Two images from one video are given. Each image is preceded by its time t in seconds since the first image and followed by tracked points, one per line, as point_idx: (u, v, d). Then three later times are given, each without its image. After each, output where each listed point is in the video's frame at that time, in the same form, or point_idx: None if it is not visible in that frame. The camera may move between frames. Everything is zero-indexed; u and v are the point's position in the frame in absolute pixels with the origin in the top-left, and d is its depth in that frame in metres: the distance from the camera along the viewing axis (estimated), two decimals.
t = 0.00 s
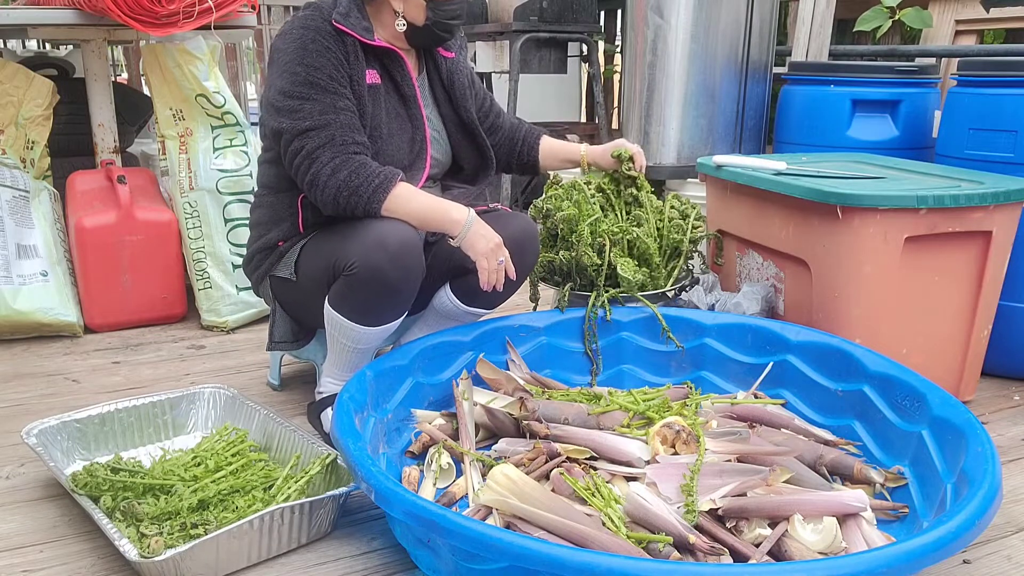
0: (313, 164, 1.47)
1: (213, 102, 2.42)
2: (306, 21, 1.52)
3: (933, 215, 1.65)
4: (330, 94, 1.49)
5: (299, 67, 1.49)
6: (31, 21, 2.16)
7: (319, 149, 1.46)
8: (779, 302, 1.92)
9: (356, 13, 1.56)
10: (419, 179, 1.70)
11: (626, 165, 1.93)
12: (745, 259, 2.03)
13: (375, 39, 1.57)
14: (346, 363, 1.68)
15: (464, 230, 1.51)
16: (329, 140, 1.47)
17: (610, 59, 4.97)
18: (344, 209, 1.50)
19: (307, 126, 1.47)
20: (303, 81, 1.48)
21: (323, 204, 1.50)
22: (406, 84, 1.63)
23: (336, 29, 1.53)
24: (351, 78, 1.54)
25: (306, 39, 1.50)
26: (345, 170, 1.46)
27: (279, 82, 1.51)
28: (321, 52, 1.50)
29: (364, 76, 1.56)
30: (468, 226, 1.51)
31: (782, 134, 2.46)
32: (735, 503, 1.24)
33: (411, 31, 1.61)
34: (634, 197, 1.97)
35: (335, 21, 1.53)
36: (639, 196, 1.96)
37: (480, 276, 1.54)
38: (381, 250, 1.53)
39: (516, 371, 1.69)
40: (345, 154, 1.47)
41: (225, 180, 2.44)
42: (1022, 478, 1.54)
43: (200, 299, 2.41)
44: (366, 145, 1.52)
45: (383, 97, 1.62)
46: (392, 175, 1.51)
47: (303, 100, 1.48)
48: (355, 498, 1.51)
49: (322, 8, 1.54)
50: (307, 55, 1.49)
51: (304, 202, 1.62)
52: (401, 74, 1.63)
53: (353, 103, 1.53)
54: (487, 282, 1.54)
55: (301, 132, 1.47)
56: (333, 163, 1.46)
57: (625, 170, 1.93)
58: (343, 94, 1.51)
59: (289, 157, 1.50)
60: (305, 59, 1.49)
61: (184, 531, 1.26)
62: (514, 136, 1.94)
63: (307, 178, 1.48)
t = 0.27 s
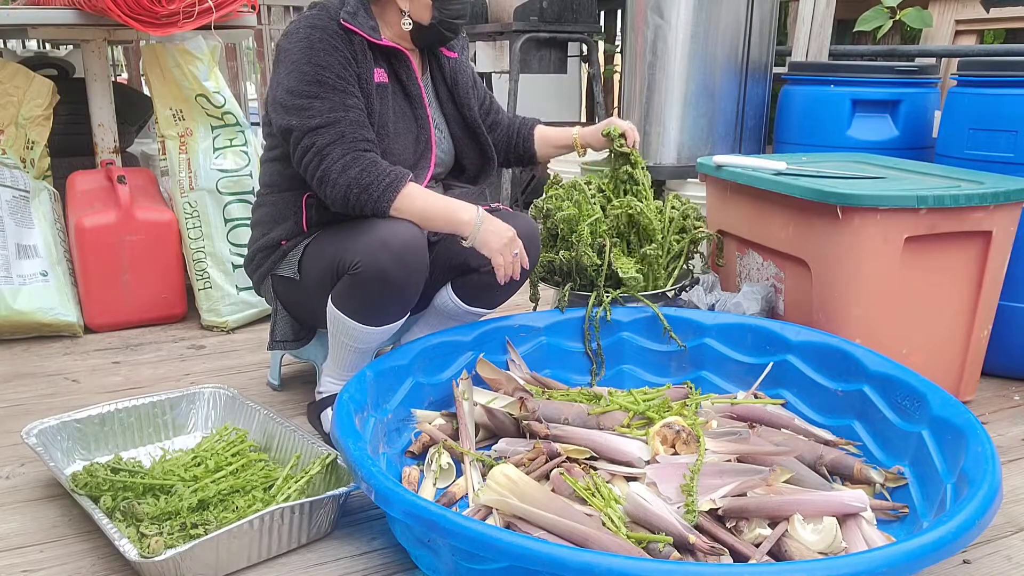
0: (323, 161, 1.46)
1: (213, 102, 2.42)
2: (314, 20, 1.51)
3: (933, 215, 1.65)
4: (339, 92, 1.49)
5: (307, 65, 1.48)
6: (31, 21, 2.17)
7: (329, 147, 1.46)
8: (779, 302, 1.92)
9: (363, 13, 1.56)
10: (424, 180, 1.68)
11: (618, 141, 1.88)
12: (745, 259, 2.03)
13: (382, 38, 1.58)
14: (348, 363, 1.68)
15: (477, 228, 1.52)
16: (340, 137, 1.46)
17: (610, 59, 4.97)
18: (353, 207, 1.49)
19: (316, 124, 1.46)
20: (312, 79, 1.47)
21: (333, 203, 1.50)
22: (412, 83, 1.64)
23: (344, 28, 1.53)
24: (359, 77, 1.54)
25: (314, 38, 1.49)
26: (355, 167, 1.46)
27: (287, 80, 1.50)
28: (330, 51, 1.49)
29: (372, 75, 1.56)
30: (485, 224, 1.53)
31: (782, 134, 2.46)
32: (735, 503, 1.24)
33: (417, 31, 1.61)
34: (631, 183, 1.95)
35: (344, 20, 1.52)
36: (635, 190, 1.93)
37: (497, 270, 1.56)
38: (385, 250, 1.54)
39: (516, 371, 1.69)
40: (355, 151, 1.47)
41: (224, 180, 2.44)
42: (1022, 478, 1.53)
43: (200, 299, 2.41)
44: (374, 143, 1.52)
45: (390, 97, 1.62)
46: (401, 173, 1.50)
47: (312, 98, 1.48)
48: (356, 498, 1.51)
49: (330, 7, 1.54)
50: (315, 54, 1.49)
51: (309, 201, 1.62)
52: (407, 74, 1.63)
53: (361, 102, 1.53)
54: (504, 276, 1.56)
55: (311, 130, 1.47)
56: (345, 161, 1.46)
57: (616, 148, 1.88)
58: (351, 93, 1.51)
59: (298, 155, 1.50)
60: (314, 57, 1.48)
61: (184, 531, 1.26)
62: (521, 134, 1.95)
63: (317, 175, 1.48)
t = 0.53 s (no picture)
0: (430, 144, 1.49)
1: (213, 102, 2.42)
2: (349, 23, 1.49)
3: (933, 215, 1.65)
4: (400, 79, 1.50)
5: (362, 63, 1.47)
6: (31, 21, 2.17)
7: (432, 128, 1.50)
8: (779, 302, 1.92)
9: (388, 12, 1.56)
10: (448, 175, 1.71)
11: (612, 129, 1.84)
12: (745, 259, 2.03)
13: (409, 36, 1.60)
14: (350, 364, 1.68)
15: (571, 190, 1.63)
16: (431, 118, 1.50)
17: (610, 59, 4.97)
18: (466, 181, 1.53)
19: (403, 112, 1.48)
20: (375, 74, 1.47)
21: (443, 184, 1.53)
22: (434, 81, 1.68)
23: (378, 28, 1.52)
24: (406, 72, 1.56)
25: (355, 36, 1.48)
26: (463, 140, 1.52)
27: (337, 84, 1.47)
28: (380, 47, 1.50)
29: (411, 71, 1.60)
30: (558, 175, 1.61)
31: (782, 134, 2.46)
32: (735, 503, 1.24)
33: (423, 27, 1.63)
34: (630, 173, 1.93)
35: (378, 20, 1.52)
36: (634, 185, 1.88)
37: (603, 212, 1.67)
38: (390, 254, 1.56)
39: (516, 371, 1.69)
40: (451, 130, 1.52)
41: (224, 180, 2.44)
42: (1022, 478, 1.54)
43: (200, 299, 2.41)
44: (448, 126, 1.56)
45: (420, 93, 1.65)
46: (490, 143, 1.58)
47: (381, 90, 1.47)
48: (356, 498, 1.51)
49: (356, 9, 1.52)
50: (364, 50, 1.48)
51: (328, 204, 1.60)
52: (430, 72, 1.67)
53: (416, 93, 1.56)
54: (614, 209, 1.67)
55: (400, 118, 1.47)
56: (449, 134, 1.52)
57: (608, 135, 1.84)
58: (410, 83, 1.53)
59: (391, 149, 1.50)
60: (369, 53, 1.48)
61: (184, 531, 1.26)
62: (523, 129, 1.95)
63: (427, 158, 1.50)
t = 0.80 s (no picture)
0: (489, 140, 1.57)
1: (213, 102, 2.42)
2: (399, 26, 1.53)
3: (933, 215, 1.65)
4: (453, 79, 1.56)
5: (421, 65, 1.52)
6: (30, 21, 2.16)
7: (490, 126, 1.57)
8: (779, 302, 1.92)
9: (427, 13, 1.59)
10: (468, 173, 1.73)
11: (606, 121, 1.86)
12: (745, 259, 2.03)
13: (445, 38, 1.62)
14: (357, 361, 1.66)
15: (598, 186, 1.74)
16: (487, 115, 1.58)
17: (610, 59, 4.97)
18: (521, 175, 1.62)
19: (463, 111, 1.54)
20: (432, 74, 1.52)
21: (497, 176, 1.61)
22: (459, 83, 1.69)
23: (426, 32, 1.56)
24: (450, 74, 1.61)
25: (408, 40, 1.52)
26: (516, 136, 1.61)
27: (395, 85, 1.51)
28: (431, 50, 1.55)
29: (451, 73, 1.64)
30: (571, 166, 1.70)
31: (782, 134, 2.46)
32: (735, 503, 1.24)
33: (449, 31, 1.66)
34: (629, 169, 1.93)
35: (425, 24, 1.56)
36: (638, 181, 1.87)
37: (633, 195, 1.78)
38: (414, 256, 1.55)
39: (516, 371, 1.69)
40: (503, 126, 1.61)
41: (224, 180, 2.44)
42: (1022, 478, 1.53)
43: (200, 299, 2.41)
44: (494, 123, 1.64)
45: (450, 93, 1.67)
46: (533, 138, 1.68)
47: (439, 91, 1.53)
48: (356, 498, 1.51)
49: (401, 13, 1.55)
50: (418, 53, 1.52)
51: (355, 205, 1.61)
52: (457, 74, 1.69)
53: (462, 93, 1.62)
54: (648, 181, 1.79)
55: (459, 117, 1.54)
56: (504, 130, 1.60)
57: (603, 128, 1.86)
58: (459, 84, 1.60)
59: (451, 147, 1.56)
60: (425, 55, 1.53)
61: (184, 531, 1.26)
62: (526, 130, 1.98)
63: (486, 154, 1.58)
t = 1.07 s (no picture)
0: (488, 136, 1.57)
1: (213, 102, 2.42)
2: (398, 21, 1.53)
3: (933, 215, 1.65)
4: (452, 75, 1.56)
5: (420, 60, 1.51)
6: (31, 21, 2.17)
7: (487, 122, 1.57)
8: (779, 302, 1.92)
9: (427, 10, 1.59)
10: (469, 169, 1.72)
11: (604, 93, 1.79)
12: (745, 259, 2.03)
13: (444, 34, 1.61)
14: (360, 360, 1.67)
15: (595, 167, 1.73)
16: (485, 111, 1.57)
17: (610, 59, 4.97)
18: (518, 170, 1.62)
19: (461, 106, 1.54)
20: (431, 70, 1.52)
21: (496, 171, 1.61)
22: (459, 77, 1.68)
23: (426, 28, 1.56)
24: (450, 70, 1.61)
25: (407, 36, 1.52)
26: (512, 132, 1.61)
27: (395, 81, 1.51)
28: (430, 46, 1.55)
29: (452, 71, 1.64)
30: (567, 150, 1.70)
31: (782, 134, 2.46)
32: (735, 503, 1.24)
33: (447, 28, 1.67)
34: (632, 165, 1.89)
35: (426, 20, 1.56)
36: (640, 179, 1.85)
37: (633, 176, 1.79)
38: (422, 254, 1.56)
39: (516, 371, 1.69)
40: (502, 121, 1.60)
41: (225, 180, 2.44)
42: (1022, 478, 1.53)
43: (200, 299, 2.41)
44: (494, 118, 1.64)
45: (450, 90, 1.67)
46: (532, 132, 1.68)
47: (438, 87, 1.52)
48: (356, 498, 1.51)
49: (400, 9, 1.55)
50: (417, 49, 1.52)
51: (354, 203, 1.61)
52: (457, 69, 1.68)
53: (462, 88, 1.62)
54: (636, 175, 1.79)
55: (457, 113, 1.54)
56: (502, 125, 1.60)
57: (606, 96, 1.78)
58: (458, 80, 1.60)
59: (449, 142, 1.56)
60: (423, 50, 1.52)
61: (184, 531, 1.26)
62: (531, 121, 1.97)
63: (485, 148, 1.58)
